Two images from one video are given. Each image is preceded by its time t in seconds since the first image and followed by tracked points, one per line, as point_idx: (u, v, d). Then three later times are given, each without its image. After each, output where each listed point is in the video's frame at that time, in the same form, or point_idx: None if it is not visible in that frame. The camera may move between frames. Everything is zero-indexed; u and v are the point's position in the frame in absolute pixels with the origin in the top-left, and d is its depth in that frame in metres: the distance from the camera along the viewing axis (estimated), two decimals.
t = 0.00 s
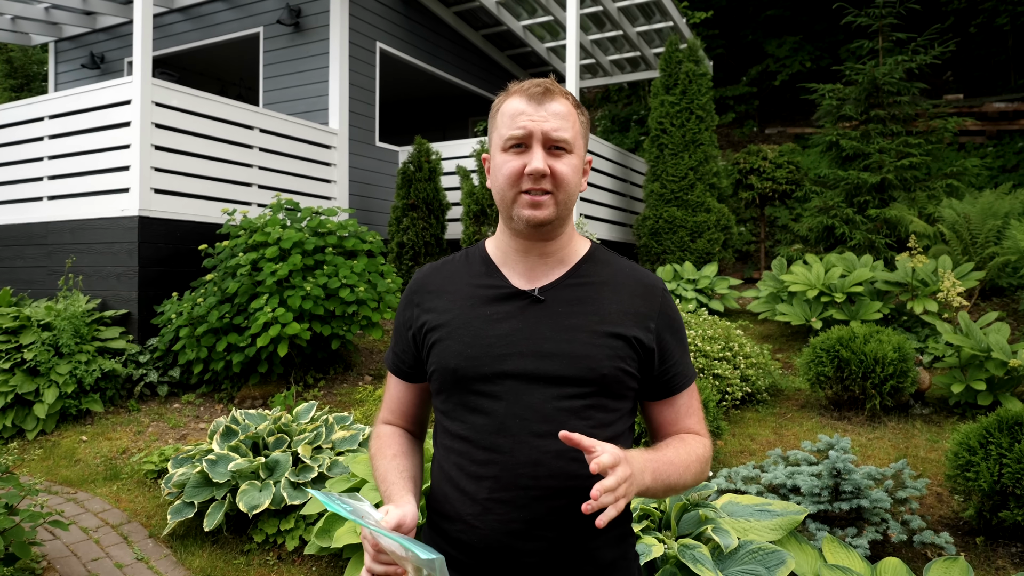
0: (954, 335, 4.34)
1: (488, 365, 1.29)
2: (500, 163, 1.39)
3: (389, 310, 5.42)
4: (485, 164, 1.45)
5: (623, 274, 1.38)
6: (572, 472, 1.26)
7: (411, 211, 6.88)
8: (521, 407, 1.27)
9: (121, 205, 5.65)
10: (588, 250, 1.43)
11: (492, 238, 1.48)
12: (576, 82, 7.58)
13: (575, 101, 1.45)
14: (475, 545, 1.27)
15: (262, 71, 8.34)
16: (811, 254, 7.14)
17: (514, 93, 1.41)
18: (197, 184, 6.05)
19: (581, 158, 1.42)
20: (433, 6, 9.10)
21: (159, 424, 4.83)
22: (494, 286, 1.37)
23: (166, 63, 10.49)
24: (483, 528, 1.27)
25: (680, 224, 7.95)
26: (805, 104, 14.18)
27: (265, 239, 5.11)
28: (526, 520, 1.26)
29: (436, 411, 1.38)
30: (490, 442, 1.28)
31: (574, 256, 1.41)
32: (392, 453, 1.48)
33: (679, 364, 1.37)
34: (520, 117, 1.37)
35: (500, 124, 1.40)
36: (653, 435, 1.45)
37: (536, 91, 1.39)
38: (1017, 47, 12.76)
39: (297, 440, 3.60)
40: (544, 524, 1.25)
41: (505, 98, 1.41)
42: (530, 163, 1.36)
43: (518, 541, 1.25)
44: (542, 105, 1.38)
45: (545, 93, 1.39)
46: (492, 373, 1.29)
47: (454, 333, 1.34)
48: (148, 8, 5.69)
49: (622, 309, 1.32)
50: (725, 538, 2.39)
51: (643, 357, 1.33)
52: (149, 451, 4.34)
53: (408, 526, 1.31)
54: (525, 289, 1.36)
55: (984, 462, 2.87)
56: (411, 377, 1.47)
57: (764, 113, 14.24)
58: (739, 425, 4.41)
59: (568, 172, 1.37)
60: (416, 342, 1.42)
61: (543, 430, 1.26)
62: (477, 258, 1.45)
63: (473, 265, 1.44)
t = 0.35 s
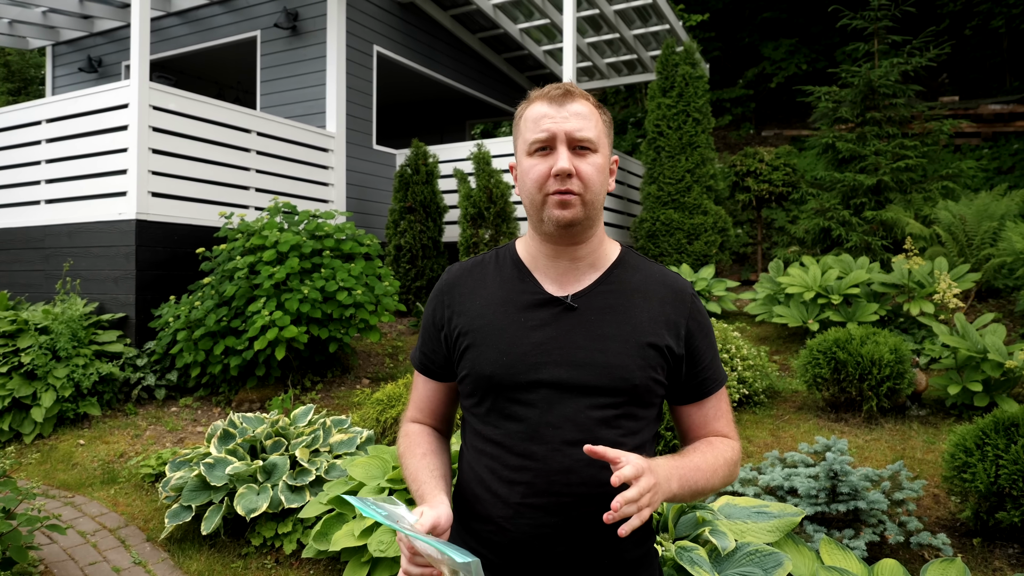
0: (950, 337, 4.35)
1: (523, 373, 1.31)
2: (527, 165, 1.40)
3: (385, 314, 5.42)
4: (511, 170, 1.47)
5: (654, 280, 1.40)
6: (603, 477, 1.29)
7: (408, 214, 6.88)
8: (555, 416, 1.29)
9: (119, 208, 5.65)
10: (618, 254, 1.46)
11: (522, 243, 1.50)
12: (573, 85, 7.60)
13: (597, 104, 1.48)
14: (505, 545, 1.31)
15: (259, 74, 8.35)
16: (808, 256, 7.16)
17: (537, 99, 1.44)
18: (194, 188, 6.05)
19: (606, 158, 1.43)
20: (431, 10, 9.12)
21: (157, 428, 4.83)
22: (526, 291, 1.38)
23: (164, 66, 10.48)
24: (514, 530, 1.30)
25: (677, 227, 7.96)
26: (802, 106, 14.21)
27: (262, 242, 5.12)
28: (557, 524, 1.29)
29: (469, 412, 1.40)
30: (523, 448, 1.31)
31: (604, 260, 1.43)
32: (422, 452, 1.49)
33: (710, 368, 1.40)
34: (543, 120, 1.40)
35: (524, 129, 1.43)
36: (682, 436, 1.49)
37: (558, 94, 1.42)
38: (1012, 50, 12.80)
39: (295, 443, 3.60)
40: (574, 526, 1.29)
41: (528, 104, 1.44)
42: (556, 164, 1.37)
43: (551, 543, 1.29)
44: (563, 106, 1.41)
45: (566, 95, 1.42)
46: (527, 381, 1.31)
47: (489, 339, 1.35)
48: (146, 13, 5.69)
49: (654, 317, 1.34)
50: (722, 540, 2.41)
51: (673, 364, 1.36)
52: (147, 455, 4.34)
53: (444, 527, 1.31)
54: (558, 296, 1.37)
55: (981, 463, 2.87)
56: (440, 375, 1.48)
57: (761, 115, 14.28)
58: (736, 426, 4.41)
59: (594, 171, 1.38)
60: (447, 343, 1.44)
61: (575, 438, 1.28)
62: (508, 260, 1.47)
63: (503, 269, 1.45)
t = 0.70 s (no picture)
0: (945, 339, 4.37)
1: (531, 377, 1.32)
2: (545, 174, 1.40)
3: (382, 317, 5.42)
4: (528, 175, 1.47)
5: (659, 287, 1.42)
6: (609, 478, 1.31)
7: (405, 217, 6.89)
8: (561, 418, 1.31)
9: (115, 211, 5.64)
10: (628, 262, 1.46)
11: (532, 245, 1.49)
12: (569, 88, 7.63)
13: (617, 116, 1.48)
14: (510, 542, 1.33)
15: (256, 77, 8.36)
16: (804, 259, 7.19)
17: (559, 108, 1.44)
18: (190, 191, 6.05)
19: (623, 171, 1.44)
20: (428, 13, 9.15)
21: (153, 431, 4.81)
22: (533, 294, 1.39)
23: (160, 70, 10.48)
24: (519, 528, 1.32)
25: (673, 229, 7.97)
26: (798, 109, 14.25)
27: (258, 246, 5.12)
28: (560, 522, 1.31)
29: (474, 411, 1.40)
30: (529, 449, 1.32)
31: (613, 268, 1.43)
32: (429, 449, 1.48)
33: (710, 375, 1.44)
34: (565, 130, 1.40)
35: (545, 136, 1.43)
36: (678, 438, 1.54)
37: (581, 105, 1.42)
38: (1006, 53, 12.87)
39: (292, 446, 3.60)
40: (578, 524, 1.31)
41: (550, 111, 1.44)
42: (575, 175, 1.37)
43: (555, 541, 1.32)
44: (585, 117, 1.41)
45: (588, 107, 1.42)
46: (535, 385, 1.32)
47: (497, 342, 1.35)
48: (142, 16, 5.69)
49: (658, 326, 1.36)
50: (718, 541, 2.40)
51: (674, 371, 1.39)
52: (143, 459, 4.33)
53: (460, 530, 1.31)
54: (566, 301, 1.38)
55: (976, 465, 2.89)
56: (446, 373, 1.48)
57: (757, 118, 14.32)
58: (733, 429, 4.42)
59: (611, 184, 1.39)
60: (455, 343, 1.43)
61: (580, 439, 1.31)
62: (516, 261, 1.47)
63: (510, 269, 1.45)
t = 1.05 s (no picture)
0: (941, 338, 4.38)
1: (498, 364, 1.32)
2: (498, 169, 1.43)
3: (379, 317, 5.42)
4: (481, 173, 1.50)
5: (614, 270, 1.45)
6: (582, 457, 1.31)
7: (401, 217, 6.89)
8: (531, 400, 1.31)
9: (111, 213, 5.63)
10: (581, 249, 1.49)
11: (489, 240, 1.52)
12: (565, 89, 7.64)
13: (562, 111, 1.52)
14: (489, 528, 1.32)
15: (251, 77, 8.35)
16: (800, 257, 7.20)
17: (506, 105, 1.46)
18: (185, 192, 6.05)
19: (571, 163, 1.48)
20: (423, 13, 9.14)
21: (150, 432, 4.82)
22: (496, 286, 1.40)
23: (155, 71, 10.47)
24: (495, 513, 1.32)
25: (669, 229, 7.98)
26: (794, 108, 14.28)
27: (254, 246, 5.12)
28: (536, 504, 1.31)
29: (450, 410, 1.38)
30: (501, 435, 1.31)
31: (567, 254, 1.46)
32: (402, 449, 1.47)
33: (670, 349, 1.45)
34: (514, 125, 1.42)
35: (495, 133, 1.45)
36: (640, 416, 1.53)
37: (528, 101, 1.45)
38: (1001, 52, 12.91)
39: (289, 447, 3.60)
40: (553, 505, 1.31)
41: (498, 109, 1.47)
42: (527, 168, 1.40)
43: (532, 523, 1.31)
44: (532, 113, 1.44)
45: (536, 102, 1.45)
46: (502, 371, 1.32)
47: (463, 333, 1.35)
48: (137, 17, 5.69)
49: (616, 303, 1.39)
50: (715, 540, 2.41)
51: (636, 347, 1.41)
52: (140, 460, 4.33)
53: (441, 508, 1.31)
54: (526, 289, 1.40)
55: (971, 463, 2.89)
56: (417, 374, 1.46)
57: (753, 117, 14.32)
58: (729, 428, 4.43)
59: (561, 175, 1.42)
60: (422, 342, 1.43)
61: (551, 421, 1.30)
62: (475, 258, 1.48)
63: (471, 267, 1.46)
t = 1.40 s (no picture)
0: (941, 338, 4.37)
1: (468, 370, 1.33)
2: (450, 187, 1.43)
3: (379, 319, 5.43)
4: (434, 191, 1.49)
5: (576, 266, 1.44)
6: (559, 451, 1.31)
7: (400, 219, 6.88)
8: (504, 400, 1.31)
9: (110, 215, 5.64)
10: (540, 250, 1.49)
11: (449, 254, 1.52)
12: (563, 90, 7.64)
13: (505, 121, 1.52)
14: (475, 528, 1.32)
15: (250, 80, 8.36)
16: (799, 258, 7.21)
17: (450, 123, 1.46)
18: (185, 195, 6.05)
19: (521, 172, 1.48)
20: (421, 15, 9.16)
21: (150, 435, 4.82)
22: (462, 295, 1.41)
23: (154, 73, 10.48)
24: (481, 510, 1.32)
25: (669, 229, 7.99)
26: (792, 108, 14.28)
27: (254, 249, 5.13)
28: (519, 499, 1.30)
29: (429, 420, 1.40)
30: (480, 436, 1.32)
31: (526, 257, 1.47)
32: (381, 463, 1.49)
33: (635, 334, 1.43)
34: (462, 143, 1.42)
35: (443, 152, 1.44)
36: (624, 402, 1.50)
37: (471, 117, 1.44)
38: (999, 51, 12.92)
39: (289, 450, 3.60)
40: (537, 499, 1.30)
41: (443, 128, 1.46)
42: (479, 184, 1.40)
43: (516, 520, 1.30)
44: (477, 128, 1.44)
45: (479, 118, 1.45)
46: (472, 374, 1.33)
47: (434, 343, 1.37)
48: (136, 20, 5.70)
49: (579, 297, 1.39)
50: (715, 541, 2.41)
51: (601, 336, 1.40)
52: (141, 463, 4.33)
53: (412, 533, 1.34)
54: (490, 294, 1.40)
55: (971, 463, 2.89)
56: (395, 389, 1.49)
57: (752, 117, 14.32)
58: (730, 429, 4.43)
59: (513, 186, 1.43)
60: (397, 356, 1.45)
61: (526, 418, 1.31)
62: (439, 272, 1.49)
63: (438, 280, 1.47)
